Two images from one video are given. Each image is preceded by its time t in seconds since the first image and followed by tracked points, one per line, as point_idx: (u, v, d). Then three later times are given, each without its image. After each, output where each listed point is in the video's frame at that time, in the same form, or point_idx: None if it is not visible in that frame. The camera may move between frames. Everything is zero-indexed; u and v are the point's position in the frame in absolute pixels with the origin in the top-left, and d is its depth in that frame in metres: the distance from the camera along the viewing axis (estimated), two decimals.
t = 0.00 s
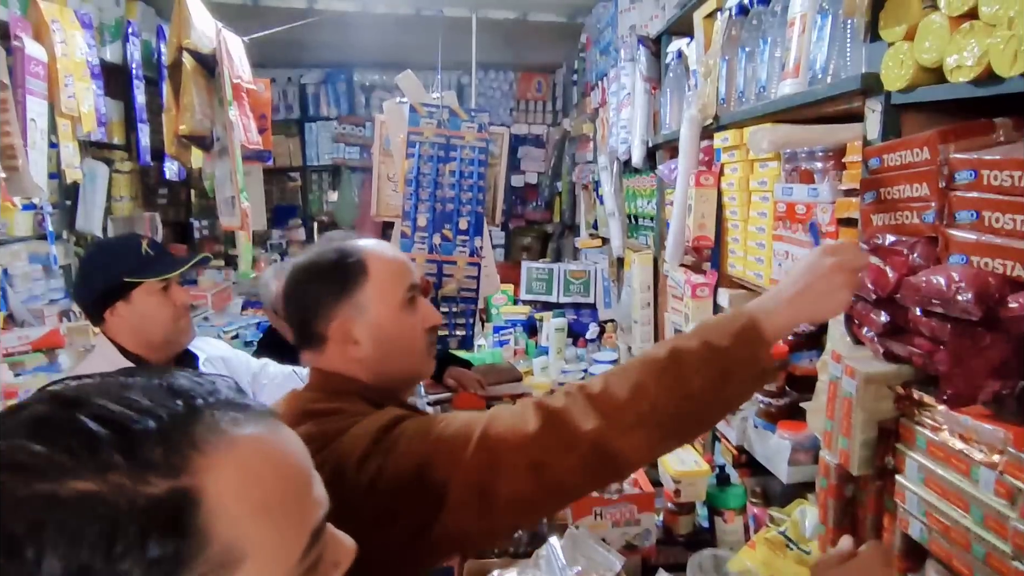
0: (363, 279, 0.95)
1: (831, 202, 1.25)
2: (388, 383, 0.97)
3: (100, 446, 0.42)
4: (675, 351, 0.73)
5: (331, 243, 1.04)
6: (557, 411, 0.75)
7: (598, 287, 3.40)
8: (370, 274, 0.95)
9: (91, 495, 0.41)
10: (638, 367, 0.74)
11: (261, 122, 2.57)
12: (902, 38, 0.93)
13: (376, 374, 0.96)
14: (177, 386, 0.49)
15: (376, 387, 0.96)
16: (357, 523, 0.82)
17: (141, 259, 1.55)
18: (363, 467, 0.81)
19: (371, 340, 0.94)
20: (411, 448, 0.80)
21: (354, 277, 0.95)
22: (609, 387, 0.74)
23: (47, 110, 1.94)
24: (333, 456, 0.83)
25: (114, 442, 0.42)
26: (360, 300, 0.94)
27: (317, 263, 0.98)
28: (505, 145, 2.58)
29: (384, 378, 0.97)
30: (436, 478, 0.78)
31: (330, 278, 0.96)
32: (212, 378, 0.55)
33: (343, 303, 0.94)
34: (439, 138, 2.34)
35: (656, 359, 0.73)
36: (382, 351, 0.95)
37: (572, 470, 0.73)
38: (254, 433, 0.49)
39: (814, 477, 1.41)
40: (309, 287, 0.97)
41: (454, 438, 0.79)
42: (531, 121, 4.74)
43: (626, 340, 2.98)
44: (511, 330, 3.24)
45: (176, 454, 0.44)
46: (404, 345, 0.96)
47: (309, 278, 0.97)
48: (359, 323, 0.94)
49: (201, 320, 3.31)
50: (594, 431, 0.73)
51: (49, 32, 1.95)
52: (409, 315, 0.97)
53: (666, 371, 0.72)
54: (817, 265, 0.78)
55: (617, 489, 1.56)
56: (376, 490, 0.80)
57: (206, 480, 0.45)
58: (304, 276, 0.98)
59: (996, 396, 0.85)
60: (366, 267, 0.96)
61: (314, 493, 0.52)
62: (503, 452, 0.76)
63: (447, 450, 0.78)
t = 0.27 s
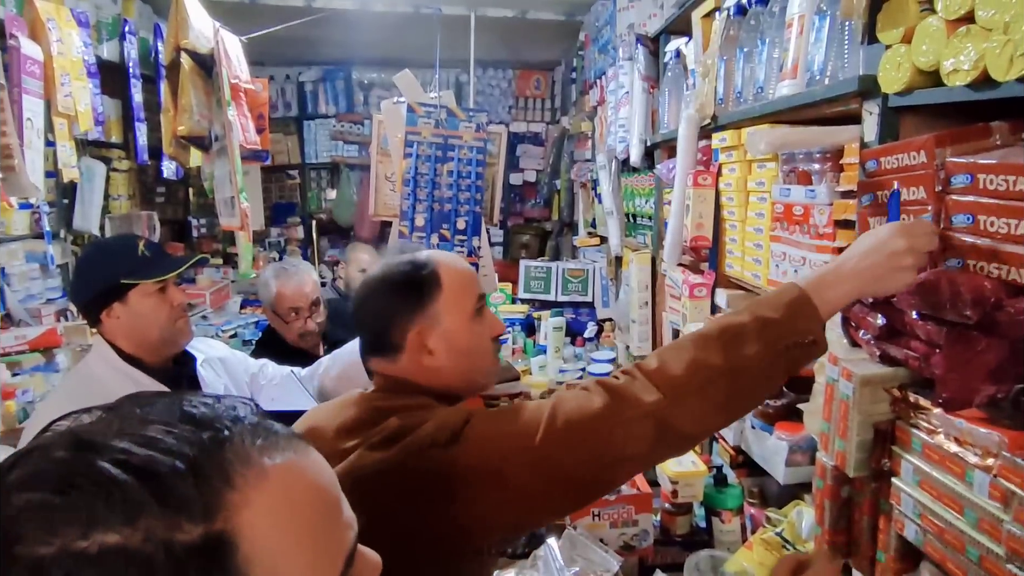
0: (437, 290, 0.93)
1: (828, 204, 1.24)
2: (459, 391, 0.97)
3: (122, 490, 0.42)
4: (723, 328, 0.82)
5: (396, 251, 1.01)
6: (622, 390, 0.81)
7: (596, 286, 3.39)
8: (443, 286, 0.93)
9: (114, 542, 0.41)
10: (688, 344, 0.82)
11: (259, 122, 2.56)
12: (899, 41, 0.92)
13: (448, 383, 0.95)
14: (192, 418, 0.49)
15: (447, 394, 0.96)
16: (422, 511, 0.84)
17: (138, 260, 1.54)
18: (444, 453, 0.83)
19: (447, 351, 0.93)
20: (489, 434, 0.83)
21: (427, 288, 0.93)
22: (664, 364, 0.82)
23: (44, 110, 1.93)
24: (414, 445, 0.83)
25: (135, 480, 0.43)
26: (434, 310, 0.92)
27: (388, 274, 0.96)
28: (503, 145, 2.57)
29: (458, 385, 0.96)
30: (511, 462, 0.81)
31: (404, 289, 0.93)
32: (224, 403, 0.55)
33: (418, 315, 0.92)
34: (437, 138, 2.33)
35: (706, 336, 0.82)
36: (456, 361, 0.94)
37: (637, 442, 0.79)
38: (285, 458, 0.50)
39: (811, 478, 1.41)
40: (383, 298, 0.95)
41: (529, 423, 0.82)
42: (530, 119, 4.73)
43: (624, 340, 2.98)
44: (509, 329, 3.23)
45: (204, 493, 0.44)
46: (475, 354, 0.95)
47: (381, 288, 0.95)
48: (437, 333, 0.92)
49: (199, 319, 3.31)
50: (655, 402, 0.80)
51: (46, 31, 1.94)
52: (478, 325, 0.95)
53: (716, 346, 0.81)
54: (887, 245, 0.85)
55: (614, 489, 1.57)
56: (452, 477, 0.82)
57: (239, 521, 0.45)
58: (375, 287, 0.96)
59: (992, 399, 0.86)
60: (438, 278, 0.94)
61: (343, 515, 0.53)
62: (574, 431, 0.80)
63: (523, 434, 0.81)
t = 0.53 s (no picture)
0: (473, 302, 0.94)
1: (825, 204, 1.24)
2: (487, 403, 0.96)
3: (17, 523, 0.44)
4: (742, 340, 0.80)
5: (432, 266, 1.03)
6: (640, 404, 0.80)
7: (594, 283, 3.39)
8: (479, 298, 0.94)
9: (18, 575, 0.43)
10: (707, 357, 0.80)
11: (258, 121, 2.56)
12: (896, 43, 0.92)
13: (479, 394, 0.95)
14: (101, 440, 0.50)
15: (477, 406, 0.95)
16: (438, 517, 0.84)
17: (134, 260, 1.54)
18: (463, 460, 0.83)
19: (480, 363, 0.93)
20: (506, 444, 0.82)
21: (462, 300, 0.94)
22: (680, 377, 0.80)
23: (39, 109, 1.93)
24: (434, 451, 0.84)
25: (28, 514, 0.44)
26: (469, 322, 0.93)
27: (425, 287, 0.96)
28: (501, 143, 2.57)
29: (486, 396, 0.95)
30: (525, 473, 0.80)
31: (441, 301, 0.94)
32: (141, 417, 0.56)
33: (454, 326, 0.93)
34: (435, 137, 2.33)
35: (724, 349, 0.80)
36: (488, 372, 0.93)
37: (652, 457, 0.77)
38: (198, 475, 0.51)
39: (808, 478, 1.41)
40: (418, 310, 0.95)
41: (548, 434, 0.81)
42: (528, 116, 4.72)
43: (622, 338, 2.98)
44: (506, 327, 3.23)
45: (105, 523, 0.46)
46: (507, 366, 0.95)
47: (418, 301, 0.96)
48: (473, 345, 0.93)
49: (197, 317, 3.31)
50: (671, 416, 0.78)
51: (41, 30, 1.93)
52: (510, 338, 0.96)
53: (733, 359, 0.79)
54: (883, 244, 0.86)
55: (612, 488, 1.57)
56: (468, 486, 0.82)
57: (146, 545, 0.46)
58: (412, 298, 0.97)
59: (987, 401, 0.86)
60: (473, 290, 0.95)
61: (268, 527, 0.54)
62: (587, 443, 0.78)
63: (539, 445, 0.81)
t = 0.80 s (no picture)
0: (471, 301, 0.93)
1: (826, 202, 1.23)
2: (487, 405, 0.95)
3: None
4: (737, 337, 0.79)
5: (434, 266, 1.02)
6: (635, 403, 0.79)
7: (593, 279, 3.38)
8: (477, 298, 0.93)
9: None
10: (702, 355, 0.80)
11: (256, 118, 2.55)
12: (899, 39, 0.91)
13: (479, 395, 0.94)
14: None
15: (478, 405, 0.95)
16: (434, 521, 0.82)
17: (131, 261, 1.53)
18: (457, 460, 0.82)
19: (479, 362, 0.92)
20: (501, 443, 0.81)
21: (460, 300, 0.93)
22: (676, 376, 0.79)
23: (34, 107, 1.91)
24: (431, 451, 0.83)
25: None
26: (468, 321, 0.92)
27: (423, 286, 0.95)
28: (499, 139, 2.56)
29: (486, 399, 0.94)
30: (521, 472, 0.79)
31: (440, 300, 0.93)
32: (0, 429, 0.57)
33: (452, 324, 0.92)
34: (433, 134, 2.31)
35: (720, 347, 0.79)
36: (488, 372, 0.92)
37: (649, 455, 0.76)
38: (55, 484, 0.52)
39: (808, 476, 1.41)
40: (417, 308, 0.94)
41: (543, 434, 0.81)
42: (527, 111, 4.70)
43: (621, 334, 2.97)
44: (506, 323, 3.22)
45: None
46: (507, 366, 0.94)
47: (417, 299, 0.95)
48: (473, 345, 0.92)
49: (195, 314, 3.30)
50: (668, 414, 0.77)
51: (35, 26, 1.91)
52: (509, 337, 0.95)
53: (730, 355, 0.78)
54: (868, 239, 0.83)
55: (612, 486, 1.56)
56: (463, 486, 0.81)
57: None
58: (410, 298, 0.96)
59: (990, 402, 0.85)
60: (472, 289, 0.94)
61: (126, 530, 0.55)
62: (583, 442, 0.77)
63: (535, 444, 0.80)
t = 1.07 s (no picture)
0: (447, 292, 0.91)
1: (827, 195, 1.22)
2: (465, 397, 0.93)
3: None
4: (723, 360, 0.77)
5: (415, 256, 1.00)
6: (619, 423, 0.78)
7: (593, 274, 3.38)
8: (453, 288, 0.91)
9: None
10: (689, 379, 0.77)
11: (251, 112, 2.53)
12: (902, 30, 0.90)
13: (458, 388, 0.92)
14: None
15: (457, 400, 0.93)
16: (405, 530, 0.81)
17: (130, 257, 1.53)
18: (429, 466, 0.81)
19: (455, 353, 0.90)
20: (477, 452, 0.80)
21: (436, 291, 0.91)
22: (663, 400, 0.77)
23: (29, 102, 1.90)
24: (399, 454, 0.82)
25: None
26: (443, 311, 0.90)
27: (399, 276, 0.94)
28: (498, 134, 2.54)
29: (465, 392, 0.92)
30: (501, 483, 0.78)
31: (416, 291, 0.92)
32: None
33: (428, 314, 0.91)
34: (431, 128, 2.30)
35: (708, 371, 0.77)
36: (465, 364, 0.90)
37: (632, 480, 0.75)
38: None
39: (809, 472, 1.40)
40: (393, 299, 0.93)
41: (522, 445, 0.79)
42: (526, 105, 4.68)
43: (621, 330, 2.96)
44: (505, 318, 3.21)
45: None
46: (488, 359, 0.92)
47: (393, 290, 0.94)
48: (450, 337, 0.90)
49: (193, 310, 3.29)
50: (653, 440, 0.75)
51: (29, 20, 1.90)
52: (491, 327, 0.93)
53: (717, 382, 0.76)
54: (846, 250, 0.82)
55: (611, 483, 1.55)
56: (437, 496, 0.80)
57: None
58: (387, 288, 0.95)
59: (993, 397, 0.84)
60: (449, 279, 0.92)
61: None
62: (565, 460, 0.77)
63: (513, 456, 0.79)
